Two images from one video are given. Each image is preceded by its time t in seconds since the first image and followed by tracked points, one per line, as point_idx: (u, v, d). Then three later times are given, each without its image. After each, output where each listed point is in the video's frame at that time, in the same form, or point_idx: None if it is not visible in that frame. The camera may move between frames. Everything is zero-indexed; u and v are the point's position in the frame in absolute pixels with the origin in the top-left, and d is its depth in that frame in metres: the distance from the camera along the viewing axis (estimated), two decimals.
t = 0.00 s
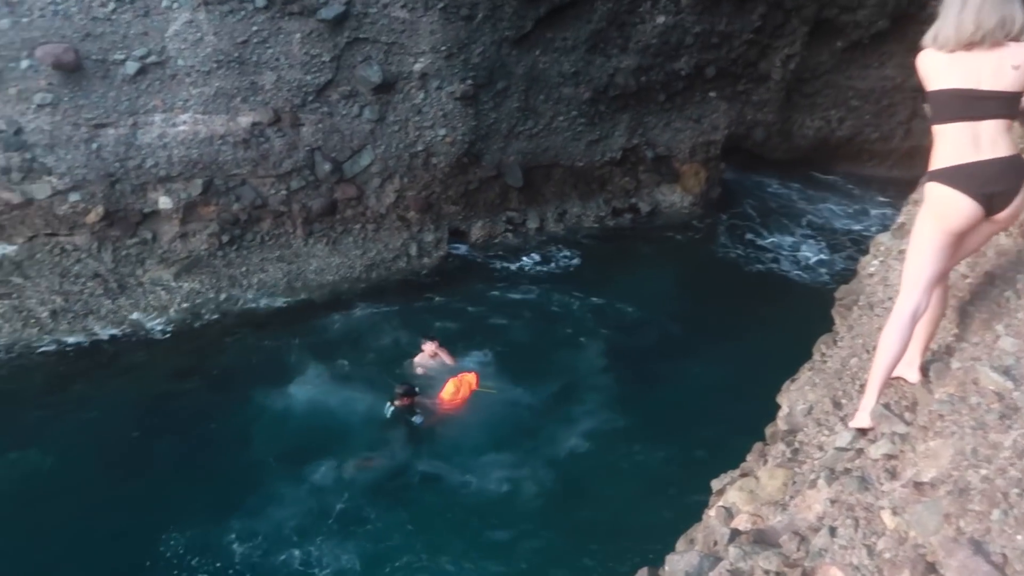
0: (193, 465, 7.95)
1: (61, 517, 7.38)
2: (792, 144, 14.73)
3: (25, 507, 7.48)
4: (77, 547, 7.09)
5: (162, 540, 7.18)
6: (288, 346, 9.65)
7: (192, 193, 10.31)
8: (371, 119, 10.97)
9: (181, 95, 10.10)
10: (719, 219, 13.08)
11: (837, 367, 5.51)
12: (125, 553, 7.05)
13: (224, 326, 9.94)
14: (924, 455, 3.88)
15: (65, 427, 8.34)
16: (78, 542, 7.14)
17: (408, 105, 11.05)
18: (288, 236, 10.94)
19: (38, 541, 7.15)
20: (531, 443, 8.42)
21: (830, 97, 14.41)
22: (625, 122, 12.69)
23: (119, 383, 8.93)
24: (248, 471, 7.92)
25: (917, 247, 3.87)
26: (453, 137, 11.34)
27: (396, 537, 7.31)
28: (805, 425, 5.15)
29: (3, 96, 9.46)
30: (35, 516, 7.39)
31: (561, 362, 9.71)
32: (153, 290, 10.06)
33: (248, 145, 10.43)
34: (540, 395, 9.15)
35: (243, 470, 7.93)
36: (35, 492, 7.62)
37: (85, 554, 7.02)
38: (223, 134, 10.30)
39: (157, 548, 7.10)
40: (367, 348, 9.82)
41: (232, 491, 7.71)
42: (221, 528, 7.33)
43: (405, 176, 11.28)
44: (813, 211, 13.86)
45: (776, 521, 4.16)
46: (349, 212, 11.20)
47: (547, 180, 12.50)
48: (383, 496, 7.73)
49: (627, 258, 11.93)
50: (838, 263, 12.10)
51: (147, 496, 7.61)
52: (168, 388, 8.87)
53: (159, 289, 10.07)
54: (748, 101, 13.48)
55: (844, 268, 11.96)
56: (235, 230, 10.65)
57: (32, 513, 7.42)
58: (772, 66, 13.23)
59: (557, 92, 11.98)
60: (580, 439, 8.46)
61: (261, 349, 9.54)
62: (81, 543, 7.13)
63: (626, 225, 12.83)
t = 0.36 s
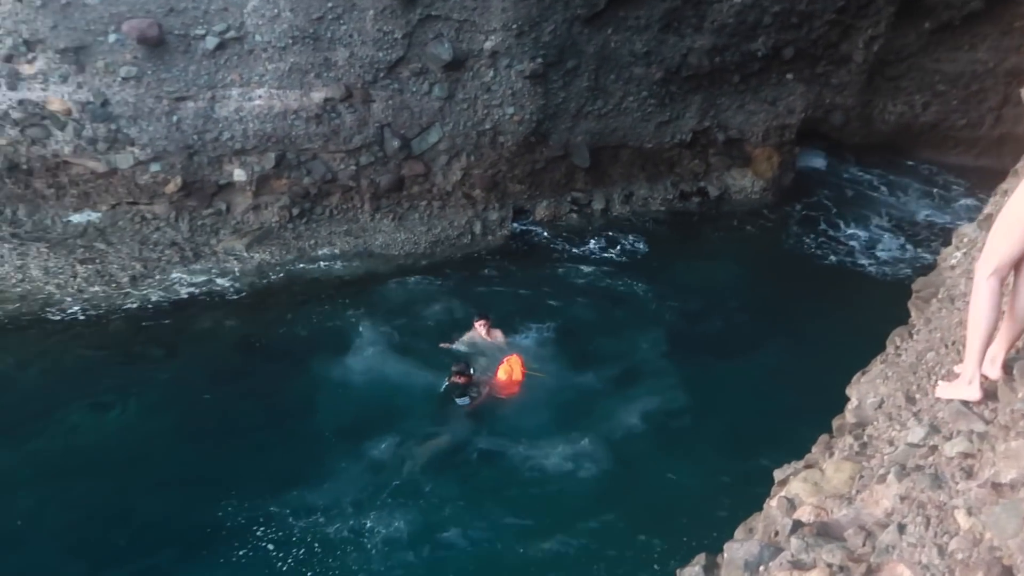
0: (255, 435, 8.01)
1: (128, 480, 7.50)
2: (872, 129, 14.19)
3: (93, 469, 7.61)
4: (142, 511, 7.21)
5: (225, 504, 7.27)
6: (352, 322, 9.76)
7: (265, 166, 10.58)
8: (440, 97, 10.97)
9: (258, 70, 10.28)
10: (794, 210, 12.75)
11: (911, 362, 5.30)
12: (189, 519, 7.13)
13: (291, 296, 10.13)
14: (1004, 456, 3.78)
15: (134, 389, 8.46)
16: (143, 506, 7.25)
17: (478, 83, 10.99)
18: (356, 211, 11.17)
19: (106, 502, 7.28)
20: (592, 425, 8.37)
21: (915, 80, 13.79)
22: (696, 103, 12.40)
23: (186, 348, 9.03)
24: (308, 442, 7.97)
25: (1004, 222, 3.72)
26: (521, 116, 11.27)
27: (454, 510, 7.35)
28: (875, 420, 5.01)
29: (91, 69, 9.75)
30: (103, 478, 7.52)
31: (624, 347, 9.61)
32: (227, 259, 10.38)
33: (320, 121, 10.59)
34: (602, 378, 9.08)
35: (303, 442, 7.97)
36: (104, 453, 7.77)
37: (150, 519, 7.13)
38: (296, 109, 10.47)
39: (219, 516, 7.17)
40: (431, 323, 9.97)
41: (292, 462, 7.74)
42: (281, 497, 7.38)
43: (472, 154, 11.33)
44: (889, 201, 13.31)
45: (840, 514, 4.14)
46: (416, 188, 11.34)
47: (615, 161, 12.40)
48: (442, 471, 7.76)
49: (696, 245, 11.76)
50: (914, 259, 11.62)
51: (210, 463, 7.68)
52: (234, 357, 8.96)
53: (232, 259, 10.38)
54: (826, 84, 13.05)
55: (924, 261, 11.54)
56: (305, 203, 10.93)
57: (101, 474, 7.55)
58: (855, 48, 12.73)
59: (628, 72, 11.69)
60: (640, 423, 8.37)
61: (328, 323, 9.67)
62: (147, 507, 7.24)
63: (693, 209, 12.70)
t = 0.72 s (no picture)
0: (290, 409, 8.15)
1: (167, 452, 7.64)
2: (918, 102, 13.84)
3: (134, 438, 7.79)
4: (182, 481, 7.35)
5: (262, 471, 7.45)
6: (385, 300, 9.85)
7: (301, 146, 10.62)
8: (474, 74, 10.85)
9: (293, 50, 10.23)
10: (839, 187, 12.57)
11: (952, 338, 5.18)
12: (228, 488, 7.28)
13: (328, 273, 10.27)
14: None
15: (174, 364, 8.63)
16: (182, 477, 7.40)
17: (512, 59, 10.84)
18: (390, 189, 11.22)
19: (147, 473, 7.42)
20: (626, 400, 8.35)
21: (963, 51, 13.32)
22: (735, 78, 12.14)
23: (223, 326, 9.20)
24: (342, 417, 8.10)
25: None
26: (555, 93, 11.12)
27: (486, 484, 7.42)
28: (912, 397, 4.98)
29: (131, 51, 9.85)
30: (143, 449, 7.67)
31: (658, 323, 9.55)
32: (264, 237, 10.59)
33: (354, 100, 10.55)
34: (635, 353, 9.07)
35: (337, 416, 8.10)
36: (144, 426, 7.92)
37: (191, 489, 7.27)
38: (331, 88, 10.43)
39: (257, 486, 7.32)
40: (467, 301, 10.05)
41: (326, 435, 7.87)
42: (315, 468, 7.51)
43: (506, 132, 11.24)
44: (936, 176, 12.96)
45: (873, 492, 4.30)
46: (450, 166, 11.33)
47: (650, 138, 12.27)
48: (474, 445, 7.83)
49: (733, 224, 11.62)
50: (962, 236, 11.32)
51: (247, 436, 7.82)
52: (269, 335, 9.11)
53: (269, 237, 10.58)
54: (870, 56, 12.78)
55: (971, 237, 11.31)
56: (340, 182, 10.99)
57: (140, 447, 7.69)
58: (900, 18, 12.39)
59: (665, 47, 11.45)
60: (673, 399, 8.35)
61: (363, 301, 9.78)
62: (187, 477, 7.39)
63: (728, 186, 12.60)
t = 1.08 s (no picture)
0: (296, 387, 8.19)
1: (175, 428, 7.69)
2: (933, 80, 13.70)
3: (143, 411, 7.86)
4: (190, 455, 7.40)
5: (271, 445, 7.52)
6: (392, 280, 9.88)
7: (309, 126, 10.59)
8: (483, 52, 10.72)
9: (301, 28, 10.10)
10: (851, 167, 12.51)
11: (962, 317, 5.23)
12: (234, 462, 7.33)
13: (337, 254, 10.31)
14: None
15: (183, 343, 8.68)
16: (190, 451, 7.45)
17: (521, 37, 10.68)
18: (399, 169, 11.20)
19: (155, 448, 7.47)
20: (633, 381, 8.36)
21: (979, 28, 13.11)
22: (746, 56, 12.01)
23: (231, 306, 9.24)
24: (350, 394, 8.15)
25: None
26: (565, 71, 11.03)
27: (492, 461, 7.45)
28: (921, 374, 5.06)
29: (139, 30, 9.75)
30: (150, 426, 7.70)
31: (667, 302, 9.56)
32: (274, 218, 10.62)
33: (363, 79, 10.46)
34: (642, 333, 9.06)
35: (344, 393, 8.16)
36: (153, 403, 7.96)
37: (199, 462, 7.32)
38: (339, 67, 10.32)
39: (264, 459, 7.39)
40: (476, 280, 10.07)
41: (333, 411, 7.93)
42: (322, 442, 7.57)
43: (515, 111, 11.20)
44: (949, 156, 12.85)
45: (879, 468, 4.36)
46: (458, 145, 11.29)
47: (660, 117, 12.19)
48: (481, 422, 7.87)
49: (743, 206, 11.57)
50: (976, 216, 11.19)
51: (254, 412, 7.87)
52: (276, 314, 9.15)
53: (277, 215, 10.65)
54: (883, 33, 12.60)
55: (986, 214, 11.22)
56: (349, 161, 10.96)
57: (148, 423, 7.73)
58: None
59: (676, 24, 11.26)
60: (681, 379, 8.35)
61: (372, 281, 9.81)
62: (194, 451, 7.44)
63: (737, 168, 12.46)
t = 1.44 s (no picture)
0: (303, 371, 8.26)
1: (180, 413, 7.72)
2: (945, 70, 13.51)
3: (149, 394, 7.93)
4: (194, 440, 7.43)
5: (273, 430, 7.57)
6: (398, 269, 9.90)
7: (317, 113, 10.58)
8: (492, 40, 10.69)
9: (309, 15, 10.12)
10: (860, 158, 12.43)
11: (968, 309, 5.30)
12: (238, 447, 7.38)
13: (345, 245, 10.31)
14: None
15: (189, 330, 8.71)
16: (195, 432, 7.52)
17: (530, 25, 10.66)
18: (407, 156, 11.20)
19: (160, 433, 7.51)
20: (637, 371, 8.39)
21: (993, 18, 12.97)
22: (756, 46, 11.93)
23: (240, 291, 9.29)
24: (356, 380, 8.20)
25: None
26: (573, 59, 10.98)
27: (496, 447, 7.49)
28: (925, 366, 5.11)
29: (148, 16, 9.82)
30: (157, 408, 7.78)
31: (674, 292, 9.59)
32: (280, 206, 10.57)
33: (371, 66, 10.43)
34: (648, 324, 9.08)
35: (349, 379, 8.20)
36: (157, 389, 7.99)
37: (203, 447, 7.36)
38: (347, 54, 10.30)
39: (266, 443, 7.43)
40: (482, 269, 10.07)
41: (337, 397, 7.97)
42: (326, 427, 7.62)
43: (523, 100, 11.18)
44: (960, 148, 12.75)
45: (881, 459, 4.41)
46: (466, 134, 11.28)
47: (668, 106, 12.16)
48: (485, 408, 7.91)
49: (750, 197, 11.55)
50: (985, 208, 11.12)
51: (258, 398, 7.91)
52: (283, 301, 9.19)
53: (286, 204, 10.59)
54: (895, 23, 12.48)
55: (996, 206, 11.17)
56: (356, 149, 10.96)
57: (152, 409, 7.76)
58: None
59: (685, 13, 11.17)
60: (685, 370, 8.37)
61: (379, 269, 9.86)
62: (198, 436, 7.48)
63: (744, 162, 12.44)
